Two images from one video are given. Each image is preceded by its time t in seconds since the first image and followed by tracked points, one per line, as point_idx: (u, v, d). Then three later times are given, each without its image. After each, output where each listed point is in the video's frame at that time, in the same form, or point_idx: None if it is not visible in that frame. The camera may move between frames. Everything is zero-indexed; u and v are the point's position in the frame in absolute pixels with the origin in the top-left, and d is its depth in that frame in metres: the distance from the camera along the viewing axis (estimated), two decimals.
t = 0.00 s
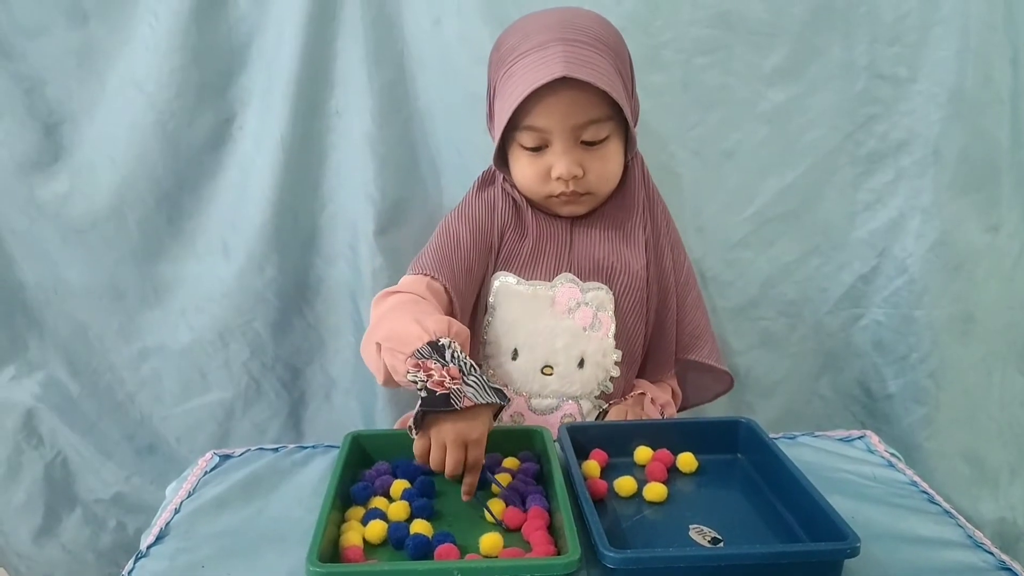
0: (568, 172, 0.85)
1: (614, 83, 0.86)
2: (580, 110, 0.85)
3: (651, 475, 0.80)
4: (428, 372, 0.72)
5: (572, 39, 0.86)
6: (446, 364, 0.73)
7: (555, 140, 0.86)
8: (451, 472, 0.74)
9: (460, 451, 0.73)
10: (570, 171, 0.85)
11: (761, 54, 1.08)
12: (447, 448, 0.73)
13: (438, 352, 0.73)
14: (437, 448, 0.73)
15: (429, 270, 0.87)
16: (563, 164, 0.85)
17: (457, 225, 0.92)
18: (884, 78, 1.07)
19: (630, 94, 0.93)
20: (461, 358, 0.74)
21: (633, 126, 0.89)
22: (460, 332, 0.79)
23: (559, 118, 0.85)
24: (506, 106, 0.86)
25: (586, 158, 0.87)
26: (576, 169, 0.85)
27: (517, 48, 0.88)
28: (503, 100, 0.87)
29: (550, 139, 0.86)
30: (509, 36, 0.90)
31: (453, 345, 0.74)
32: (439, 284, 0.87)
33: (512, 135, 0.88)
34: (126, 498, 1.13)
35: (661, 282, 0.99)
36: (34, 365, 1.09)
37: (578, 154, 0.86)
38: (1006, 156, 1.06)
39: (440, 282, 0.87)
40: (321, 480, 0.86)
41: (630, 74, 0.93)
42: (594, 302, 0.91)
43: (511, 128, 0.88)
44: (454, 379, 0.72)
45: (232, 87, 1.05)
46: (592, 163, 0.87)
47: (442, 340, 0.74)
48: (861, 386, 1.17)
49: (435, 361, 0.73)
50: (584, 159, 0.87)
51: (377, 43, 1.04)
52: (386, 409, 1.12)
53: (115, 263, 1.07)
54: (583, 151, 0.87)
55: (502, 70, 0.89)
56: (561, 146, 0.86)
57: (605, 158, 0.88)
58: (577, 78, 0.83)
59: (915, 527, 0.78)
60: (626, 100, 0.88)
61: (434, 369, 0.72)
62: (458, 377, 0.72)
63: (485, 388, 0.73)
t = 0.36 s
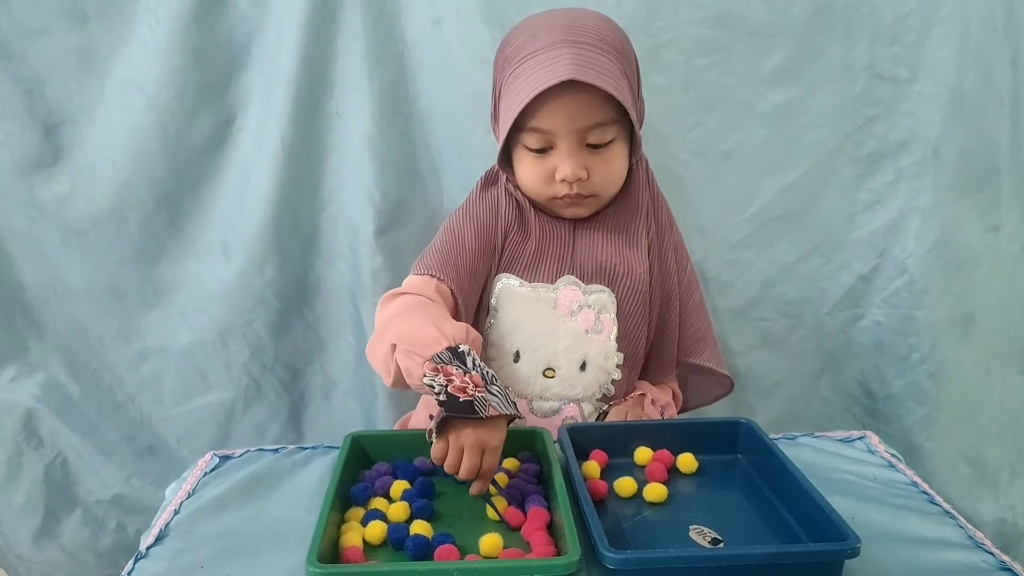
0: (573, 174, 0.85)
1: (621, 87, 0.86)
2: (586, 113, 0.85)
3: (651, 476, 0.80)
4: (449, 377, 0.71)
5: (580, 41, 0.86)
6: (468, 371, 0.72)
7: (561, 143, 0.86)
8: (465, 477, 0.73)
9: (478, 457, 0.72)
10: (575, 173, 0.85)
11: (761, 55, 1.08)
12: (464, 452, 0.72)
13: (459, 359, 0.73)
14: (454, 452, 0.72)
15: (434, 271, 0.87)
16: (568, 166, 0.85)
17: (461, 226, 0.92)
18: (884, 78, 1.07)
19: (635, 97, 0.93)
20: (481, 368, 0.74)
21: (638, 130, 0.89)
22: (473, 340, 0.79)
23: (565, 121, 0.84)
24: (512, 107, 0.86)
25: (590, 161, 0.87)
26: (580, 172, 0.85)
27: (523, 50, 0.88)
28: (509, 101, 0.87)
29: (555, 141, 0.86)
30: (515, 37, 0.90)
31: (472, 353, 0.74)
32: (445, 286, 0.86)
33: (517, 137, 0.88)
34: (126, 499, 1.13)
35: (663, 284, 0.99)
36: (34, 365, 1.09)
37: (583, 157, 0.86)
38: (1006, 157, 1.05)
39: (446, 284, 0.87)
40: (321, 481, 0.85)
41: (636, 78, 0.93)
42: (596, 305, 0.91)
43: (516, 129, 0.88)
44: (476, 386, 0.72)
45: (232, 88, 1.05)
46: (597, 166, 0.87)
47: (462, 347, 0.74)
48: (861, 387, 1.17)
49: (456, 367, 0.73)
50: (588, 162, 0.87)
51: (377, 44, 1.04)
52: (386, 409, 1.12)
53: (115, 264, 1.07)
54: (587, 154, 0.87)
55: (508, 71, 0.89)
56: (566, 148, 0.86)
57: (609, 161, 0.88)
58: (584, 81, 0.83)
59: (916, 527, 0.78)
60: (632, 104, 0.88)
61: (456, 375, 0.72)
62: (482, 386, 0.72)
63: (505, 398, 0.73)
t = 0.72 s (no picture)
0: (578, 173, 0.85)
1: (626, 86, 0.86)
2: (592, 112, 0.85)
3: (652, 475, 0.79)
4: (459, 361, 0.72)
5: (585, 40, 0.86)
6: (478, 356, 0.73)
7: (566, 142, 0.86)
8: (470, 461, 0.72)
9: (485, 441, 0.72)
10: (580, 172, 0.85)
11: (761, 55, 1.08)
12: (471, 436, 0.72)
13: (469, 343, 0.73)
14: (462, 436, 0.72)
15: (444, 261, 0.86)
16: (573, 165, 0.85)
17: (469, 219, 0.91)
18: (885, 78, 1.07)
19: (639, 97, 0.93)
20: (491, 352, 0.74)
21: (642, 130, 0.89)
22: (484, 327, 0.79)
23: (570, 120, 0.84)
24: (517, 106, 0.86)
25: (595, 160, 0.87)
26: (585, 171, 0.85)
27: (528, 49, 0.88)
28: (514, 100, 0.87)
29: (560, 140, 0.86)
30: (520, 37, 0.90)
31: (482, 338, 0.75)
32: (456, 277, 0.86)
33: (521, 136, 0.88)
34: (126, 499, 1.13)
35: (665, 283, 0.99)
36: (34, 366, 1.09)
37: (588, 156, 0.86)
38: (1007, 157, 1.05)
39: (456, 275, 0.86)
40: (321, 481, 0.85)
41: (639, 78, 0.93)
42: (600, 302, 0.91)
43: (521, 128, 0.88)
44: (485, 371, 0.72)
45: (232, 89, 1.05)
46: (602, 165, 0.87)
47: (473, 332, 0.74)
48: (862, 386, 1.17)
49: (466, 351, 0.73)
50: (593, 161, 0.87)
51: (377, 44, 1.04)
52: (387, 409, 1.12)
53: (115, 264, 1.07)
54: (592, 153, 0.87)
55: (513, 71, 0.89)
56: (572, 147, 0.86)
57: (614, 160, 0.88)
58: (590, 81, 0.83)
59: (917, 527, 0.77)
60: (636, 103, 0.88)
61: (466, 360, 0.72)
62: (491, 371, 0.72)
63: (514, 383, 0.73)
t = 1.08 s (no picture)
0: (582, 171, 0.85)
1: (629, 85, 0.86)
2: (596, 111, 0.85)
3: (653, 474, 0.79)
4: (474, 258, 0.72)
5: (589, 39, 0.86)
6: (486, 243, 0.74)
7: (570, 140, 0.86)
8: (549, 306, 0.66)
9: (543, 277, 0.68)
10: (584, 169, 0.85)
11: (762, 53, 1.08)
12: (531, 282, 0.68)
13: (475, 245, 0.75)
14: (522, 293, 0.68)
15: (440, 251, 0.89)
16: (576, 163, 0.85)
17: (467, 216, 0.93)
18: (886, 76, 1.07)
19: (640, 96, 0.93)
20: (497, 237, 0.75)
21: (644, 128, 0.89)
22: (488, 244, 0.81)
23: (575, 117, 0.84)
24: (522, 105, 0.85)
25: (599, 158, 0.87)
26: (589, 168, 0.85)
27: (532, 49, 0.88)
28: (519, 99, 0.86)
29: (564, 138, 0.86)
30: (524, 37, 0.90)
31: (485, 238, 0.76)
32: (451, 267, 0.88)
33: (525, 134, 0.88)
34: (128, 499, 1.13)
35: (665, 281, 0.99)
36: (36, 366, 1.09)
37: (591, 154, 0.86)
38: (1007, 155, 1.06)
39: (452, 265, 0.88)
40: (322, 480, 0.85)
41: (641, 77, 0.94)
42: (602, 296, 0.91)
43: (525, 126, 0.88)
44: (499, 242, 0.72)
45: (233, 89, 1.05)
46: (605, 163, 0.87)
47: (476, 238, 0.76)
48: (863, 385, 1.17)
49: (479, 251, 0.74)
50: (597, 159, 0.87)
51: (378, 44, 1.04)
52: (388, 409, 1.12)
53: (115, 264, 1.07)
54: (596, 150, 0.87)
55: (517, 70, 0.89)
56: (575, 145, 0.86)
57: (617, 158, 0.88)
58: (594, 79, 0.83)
59: (918, 525, 0.77)
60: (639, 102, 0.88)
61: (479, 249, 0.73)
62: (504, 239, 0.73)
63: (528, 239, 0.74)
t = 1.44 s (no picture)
0: (593, 168, 0.85)
1: (641, 83, 0.86)
2: (608, 108, 0.84)
3: (656, 469, 0.79)
4: (539, 300, 0.72)
5: (600, 36, 0.86)
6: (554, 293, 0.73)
7: (581, 137, 0.85)
8: (606, 373, 0.69)
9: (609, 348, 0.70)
10: (595, 167, 0.85)
11: (764, 48, 1.07)
12: (599, 346, 0.69)
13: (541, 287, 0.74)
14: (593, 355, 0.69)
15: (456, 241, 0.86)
16: (588, 160, 0.85)
17: (480, 207, 0.90)
18: (889, 70, 1.07)
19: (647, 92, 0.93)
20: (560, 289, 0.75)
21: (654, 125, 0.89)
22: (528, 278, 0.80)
23: (587, 115, 0.84)
24: (534, 102, 0.85)
25: (609, 155, 0.87)
26: (600, 166, 0.85)
27: (542, 45, 0.87)
28: (530, 95, 0.86)
29: (576, 135, 0.85)
30: (533, 31, 0.90)
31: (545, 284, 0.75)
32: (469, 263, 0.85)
33: (535, 129, 0.87)
34: (131, 495, 1.13)
35: (669, 276, 0.98)
36: (37, 362, 1.09)
37: (602, 151, 0.86)
38: (1010, 149, 1.05)
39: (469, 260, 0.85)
40: (325, 475, 0.85)
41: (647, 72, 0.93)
42: (608, 291, 0.91)
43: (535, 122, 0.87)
44: (571, 299, 0.72)
45: (234, 84, 1.04)
46: (615, 160, 0.87)
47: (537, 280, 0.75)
48: (866, 380, 1.17)
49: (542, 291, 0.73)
50: (607, 156, 0.87)
51: (379, 39, 1.04)
52: (391, 404, 1.12)
53: (117, 260, 1.07)
54: (607, 147, 0.87)
55: (527, 66, 0.88)
56: (587, 142, 0.85)
57: (626, 155, 0.88)
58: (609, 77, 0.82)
59: (923, 520, 0.77)
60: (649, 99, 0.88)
61: (548, 297, 0.72)
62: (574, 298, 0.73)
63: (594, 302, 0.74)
